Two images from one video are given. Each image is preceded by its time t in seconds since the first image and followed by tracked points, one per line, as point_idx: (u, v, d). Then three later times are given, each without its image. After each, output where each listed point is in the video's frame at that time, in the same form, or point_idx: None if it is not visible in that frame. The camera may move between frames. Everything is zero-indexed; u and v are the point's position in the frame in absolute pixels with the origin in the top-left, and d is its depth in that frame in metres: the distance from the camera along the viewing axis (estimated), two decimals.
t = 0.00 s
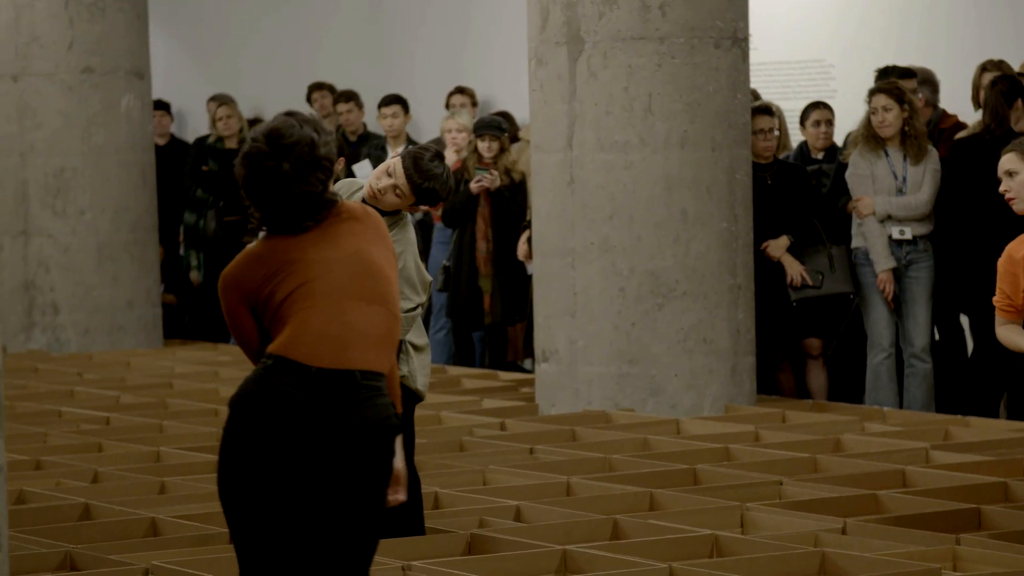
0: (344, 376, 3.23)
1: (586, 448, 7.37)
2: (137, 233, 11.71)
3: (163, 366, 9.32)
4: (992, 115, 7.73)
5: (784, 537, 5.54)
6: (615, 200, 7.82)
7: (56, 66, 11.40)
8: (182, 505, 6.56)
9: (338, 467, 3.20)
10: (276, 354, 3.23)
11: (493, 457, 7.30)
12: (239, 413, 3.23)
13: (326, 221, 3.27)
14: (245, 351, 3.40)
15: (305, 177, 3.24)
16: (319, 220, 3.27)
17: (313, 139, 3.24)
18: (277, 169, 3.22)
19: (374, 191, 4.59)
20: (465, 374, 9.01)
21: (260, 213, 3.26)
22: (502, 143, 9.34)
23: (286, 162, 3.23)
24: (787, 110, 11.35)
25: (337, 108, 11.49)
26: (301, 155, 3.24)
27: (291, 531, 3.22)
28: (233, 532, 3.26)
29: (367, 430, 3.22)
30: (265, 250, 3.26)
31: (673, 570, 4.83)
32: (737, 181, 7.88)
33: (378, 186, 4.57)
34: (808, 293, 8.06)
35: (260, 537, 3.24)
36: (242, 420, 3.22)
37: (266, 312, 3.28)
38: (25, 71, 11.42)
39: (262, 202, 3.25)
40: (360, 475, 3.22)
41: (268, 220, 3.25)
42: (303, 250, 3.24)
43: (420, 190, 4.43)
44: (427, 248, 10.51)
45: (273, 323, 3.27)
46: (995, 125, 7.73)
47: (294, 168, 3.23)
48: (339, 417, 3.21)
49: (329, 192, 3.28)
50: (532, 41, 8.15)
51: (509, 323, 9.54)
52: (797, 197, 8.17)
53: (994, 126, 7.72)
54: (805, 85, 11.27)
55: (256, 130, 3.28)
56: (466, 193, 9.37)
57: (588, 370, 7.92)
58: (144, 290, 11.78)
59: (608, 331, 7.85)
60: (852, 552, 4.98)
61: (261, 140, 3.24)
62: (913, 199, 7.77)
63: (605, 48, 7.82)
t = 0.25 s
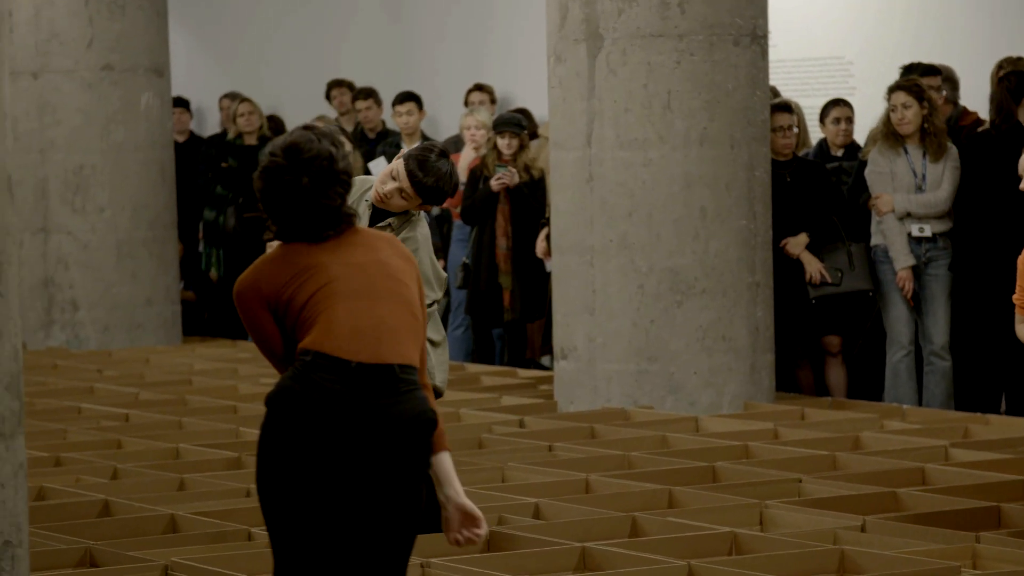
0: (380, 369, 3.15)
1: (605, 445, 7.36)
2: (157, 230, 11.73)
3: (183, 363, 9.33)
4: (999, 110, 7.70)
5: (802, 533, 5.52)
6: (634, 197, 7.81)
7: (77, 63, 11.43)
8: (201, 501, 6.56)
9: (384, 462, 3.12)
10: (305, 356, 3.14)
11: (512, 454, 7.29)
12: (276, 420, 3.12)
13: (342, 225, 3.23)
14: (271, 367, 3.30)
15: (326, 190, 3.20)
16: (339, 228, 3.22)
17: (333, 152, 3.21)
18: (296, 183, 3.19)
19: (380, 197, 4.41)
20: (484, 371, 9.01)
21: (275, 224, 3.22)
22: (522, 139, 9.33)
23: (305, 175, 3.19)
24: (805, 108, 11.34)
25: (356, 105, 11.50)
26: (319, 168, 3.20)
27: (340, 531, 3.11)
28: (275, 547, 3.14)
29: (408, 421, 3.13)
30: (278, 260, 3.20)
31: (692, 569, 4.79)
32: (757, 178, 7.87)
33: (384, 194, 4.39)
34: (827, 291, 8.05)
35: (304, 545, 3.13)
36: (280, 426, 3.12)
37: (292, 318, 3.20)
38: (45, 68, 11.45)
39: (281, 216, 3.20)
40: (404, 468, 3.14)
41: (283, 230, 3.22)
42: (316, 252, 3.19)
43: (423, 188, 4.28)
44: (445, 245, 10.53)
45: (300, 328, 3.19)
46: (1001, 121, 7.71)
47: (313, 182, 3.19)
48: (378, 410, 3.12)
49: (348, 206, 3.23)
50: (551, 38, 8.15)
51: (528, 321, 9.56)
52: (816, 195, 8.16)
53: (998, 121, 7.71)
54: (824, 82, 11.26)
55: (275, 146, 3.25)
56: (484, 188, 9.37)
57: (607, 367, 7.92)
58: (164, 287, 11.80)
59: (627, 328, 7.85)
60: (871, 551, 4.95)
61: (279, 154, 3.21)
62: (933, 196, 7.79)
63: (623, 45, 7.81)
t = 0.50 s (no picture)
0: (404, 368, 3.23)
1: (626, 443, 7.35)
2: (177, 228, 11.73)
3: (203, 361, 9.35)
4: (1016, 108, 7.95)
5: (823, 533, 5.50)
6: (654, 196, 7.81)
7: (98, 62, 11.46)
8: (221, 499, 6.55)
9: (405, 464, 3.22)
10: (331, 354, 3.22)
11: (532, 453, 7.29)
12: (301, 417, 3.22)
13: (367, 232, 3.30)
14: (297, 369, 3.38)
15: (352, 196, 3.28)
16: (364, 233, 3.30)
17: (357, 161, 3.29)
18: (321, 192, 3.27)
19: (387, 203, 4.14)
20: (504, 370, 9.03)
21: (300, 233, 3.29)
22: (542, 138, 9.31)
23: (332, 183, 3.27)
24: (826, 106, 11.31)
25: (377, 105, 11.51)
26: (345, 177, 3.28)
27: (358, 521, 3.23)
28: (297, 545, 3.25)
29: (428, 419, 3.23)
30: (305, 265, 3.28)
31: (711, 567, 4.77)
32: (777, 177, 7.87)
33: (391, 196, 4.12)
34: (847, 289, 8.04)
35: (321, 533, 3.24)
36: (304, 428, 3.22)
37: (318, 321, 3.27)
38: (67, 66, 11.48)
39: (306, 225, 3.28)
40: (422, 458, 3.23)
41: (307, 239, 3.29)
42: (339, 256, 3.27)
43: (428, 186, 4.04)
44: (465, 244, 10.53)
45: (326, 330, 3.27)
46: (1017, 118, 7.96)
47: (339, 190, 3.27)
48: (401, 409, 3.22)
49: (374, 213, 3.31)
50: (572, 37, 8.14)
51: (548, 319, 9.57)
52: (837, 194, 8.16)
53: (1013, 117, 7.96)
54: (846, 81, 11.23)
55: (301, 157, 3.32)
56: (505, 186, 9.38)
57: (627, 366, 7.94)
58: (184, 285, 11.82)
59: (647, 327, 7.86)
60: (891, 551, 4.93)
61: (305, 164, 3.29)
62: (954, 195, 7.77)
63: (644, 44, 7.81)
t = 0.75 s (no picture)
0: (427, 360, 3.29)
1: (644, 443, 7.34)
2: (197, 228, 11.74)
3: (221, 360, 9.35)
4: None
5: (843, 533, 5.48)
6: (673, 195, 7.81)
7: (117, 61, 11.47)
8: (239, 499, 6.54)
9: (425, 467, 3.26)
10: (356, 350, 3.27)
11: (550, 453, 7.28)
12: (325, 414, 3.26)
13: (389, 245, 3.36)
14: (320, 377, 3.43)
15: (373, 209, 3.34)
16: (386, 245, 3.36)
17: (378, 174, 3.35)
18: (343, 204, 3.33)
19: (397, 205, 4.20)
20: (522, 369, 9.02)
21: (321, 246, 3.36)
22: (561, 138, 9.38)
23: (353, 196, 3.34)
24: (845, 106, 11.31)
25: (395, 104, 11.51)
26: (366, 190, 3.35)
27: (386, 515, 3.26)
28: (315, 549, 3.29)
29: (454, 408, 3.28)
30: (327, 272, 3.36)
31: (730, 567, 4.76)
32: (796, 177, 7.86)
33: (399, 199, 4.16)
34: (866, 289, 8.09)
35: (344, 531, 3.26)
36: (323, 434, 3.26)
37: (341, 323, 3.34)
38: (86, 66, 11.50)
39: (328, 237, 3.35)
40: (448, 449, 3.28)
41: (329, 250, 3.36)
42: (360, 265, 3.34)
43: (434, 187, 4.03)
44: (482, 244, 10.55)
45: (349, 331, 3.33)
46: None
47: (361, 203, 3.34)
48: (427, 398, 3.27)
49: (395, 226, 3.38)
50: (590, 37, 8.14)
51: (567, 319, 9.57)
52: (856, 194, 8.15)
53: None
54: (865, 80, 11.22)
55: (322, 172, 3.39)
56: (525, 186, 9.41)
57: (645, 365, 7.92)
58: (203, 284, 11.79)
59: (665, 326, 7.85)
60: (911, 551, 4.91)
61: (327, 178, 3.35)
62: (974, 195, 7.77)
63: (662, 44, 7.81)
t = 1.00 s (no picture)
0: (445, 355, 3.44)
1: (663, 443, 7.35)
2: (214, 228, 11.77)
3: (239, 360, 9.37)
4: None
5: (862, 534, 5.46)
6: (691, 195, 7.80)
7: (135, 61, 11.49)
8: (257, 499, 6.54)
9: (446, 461, 3.42)
10: (375, 348, 3.44)
11: (568, 453, 7.28)
12: (348, 407, 3.43)
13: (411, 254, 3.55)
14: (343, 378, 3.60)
15: (398, 221, 3.53)
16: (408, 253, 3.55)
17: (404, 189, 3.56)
18: (368, 216, 3.53)
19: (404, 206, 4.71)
20: (539, 369, 9.03)
21: (346, 258, 3.57)
22: (579, 139, 9.34)
23: (380, 208, 3.53)
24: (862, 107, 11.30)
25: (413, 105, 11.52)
26: (392, 205, 3.54)
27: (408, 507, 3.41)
28: (342, 546, 3.46)
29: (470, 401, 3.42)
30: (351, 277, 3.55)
31: (747, 568, 4.75)
32: (814, 177, 7.86)
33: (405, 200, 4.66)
34: (884, 290, 8.05)
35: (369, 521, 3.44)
36: (347, 428, 3.44)
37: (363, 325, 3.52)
38: (103, 66, 11.53)
39: (353, 246, 3.54)
40: (465, 441, 3.42)
41: (353, 261, 3.56)
42: (382, 273, 3.53)
43: (437, 187, 4.54)
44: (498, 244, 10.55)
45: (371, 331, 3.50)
46: None
47: (388, 215, 3.53)
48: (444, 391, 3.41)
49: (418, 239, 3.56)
50: (608, 37, 8.13)
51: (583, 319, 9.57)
52: (874, 194, 8.14)
53: None
54: (884, 80, 11.21)
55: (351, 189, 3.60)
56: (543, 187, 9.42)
57: (663, 366, 7.92)
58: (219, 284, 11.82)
59: (683, 327, 7.85)
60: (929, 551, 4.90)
61: (355, 192, 3.56)
62: (993, 195, 7.76)
63: (681, 44, 7.80)
